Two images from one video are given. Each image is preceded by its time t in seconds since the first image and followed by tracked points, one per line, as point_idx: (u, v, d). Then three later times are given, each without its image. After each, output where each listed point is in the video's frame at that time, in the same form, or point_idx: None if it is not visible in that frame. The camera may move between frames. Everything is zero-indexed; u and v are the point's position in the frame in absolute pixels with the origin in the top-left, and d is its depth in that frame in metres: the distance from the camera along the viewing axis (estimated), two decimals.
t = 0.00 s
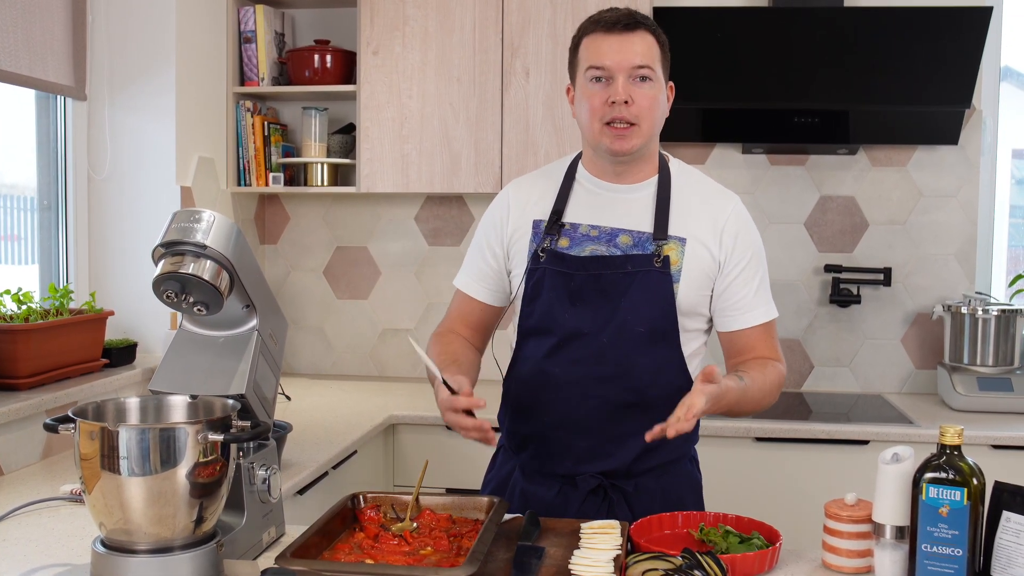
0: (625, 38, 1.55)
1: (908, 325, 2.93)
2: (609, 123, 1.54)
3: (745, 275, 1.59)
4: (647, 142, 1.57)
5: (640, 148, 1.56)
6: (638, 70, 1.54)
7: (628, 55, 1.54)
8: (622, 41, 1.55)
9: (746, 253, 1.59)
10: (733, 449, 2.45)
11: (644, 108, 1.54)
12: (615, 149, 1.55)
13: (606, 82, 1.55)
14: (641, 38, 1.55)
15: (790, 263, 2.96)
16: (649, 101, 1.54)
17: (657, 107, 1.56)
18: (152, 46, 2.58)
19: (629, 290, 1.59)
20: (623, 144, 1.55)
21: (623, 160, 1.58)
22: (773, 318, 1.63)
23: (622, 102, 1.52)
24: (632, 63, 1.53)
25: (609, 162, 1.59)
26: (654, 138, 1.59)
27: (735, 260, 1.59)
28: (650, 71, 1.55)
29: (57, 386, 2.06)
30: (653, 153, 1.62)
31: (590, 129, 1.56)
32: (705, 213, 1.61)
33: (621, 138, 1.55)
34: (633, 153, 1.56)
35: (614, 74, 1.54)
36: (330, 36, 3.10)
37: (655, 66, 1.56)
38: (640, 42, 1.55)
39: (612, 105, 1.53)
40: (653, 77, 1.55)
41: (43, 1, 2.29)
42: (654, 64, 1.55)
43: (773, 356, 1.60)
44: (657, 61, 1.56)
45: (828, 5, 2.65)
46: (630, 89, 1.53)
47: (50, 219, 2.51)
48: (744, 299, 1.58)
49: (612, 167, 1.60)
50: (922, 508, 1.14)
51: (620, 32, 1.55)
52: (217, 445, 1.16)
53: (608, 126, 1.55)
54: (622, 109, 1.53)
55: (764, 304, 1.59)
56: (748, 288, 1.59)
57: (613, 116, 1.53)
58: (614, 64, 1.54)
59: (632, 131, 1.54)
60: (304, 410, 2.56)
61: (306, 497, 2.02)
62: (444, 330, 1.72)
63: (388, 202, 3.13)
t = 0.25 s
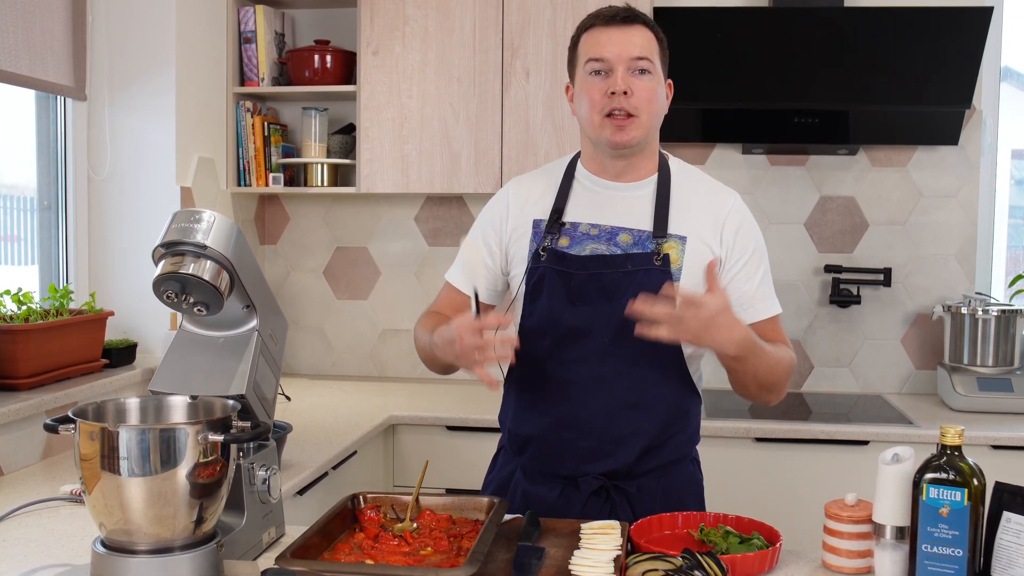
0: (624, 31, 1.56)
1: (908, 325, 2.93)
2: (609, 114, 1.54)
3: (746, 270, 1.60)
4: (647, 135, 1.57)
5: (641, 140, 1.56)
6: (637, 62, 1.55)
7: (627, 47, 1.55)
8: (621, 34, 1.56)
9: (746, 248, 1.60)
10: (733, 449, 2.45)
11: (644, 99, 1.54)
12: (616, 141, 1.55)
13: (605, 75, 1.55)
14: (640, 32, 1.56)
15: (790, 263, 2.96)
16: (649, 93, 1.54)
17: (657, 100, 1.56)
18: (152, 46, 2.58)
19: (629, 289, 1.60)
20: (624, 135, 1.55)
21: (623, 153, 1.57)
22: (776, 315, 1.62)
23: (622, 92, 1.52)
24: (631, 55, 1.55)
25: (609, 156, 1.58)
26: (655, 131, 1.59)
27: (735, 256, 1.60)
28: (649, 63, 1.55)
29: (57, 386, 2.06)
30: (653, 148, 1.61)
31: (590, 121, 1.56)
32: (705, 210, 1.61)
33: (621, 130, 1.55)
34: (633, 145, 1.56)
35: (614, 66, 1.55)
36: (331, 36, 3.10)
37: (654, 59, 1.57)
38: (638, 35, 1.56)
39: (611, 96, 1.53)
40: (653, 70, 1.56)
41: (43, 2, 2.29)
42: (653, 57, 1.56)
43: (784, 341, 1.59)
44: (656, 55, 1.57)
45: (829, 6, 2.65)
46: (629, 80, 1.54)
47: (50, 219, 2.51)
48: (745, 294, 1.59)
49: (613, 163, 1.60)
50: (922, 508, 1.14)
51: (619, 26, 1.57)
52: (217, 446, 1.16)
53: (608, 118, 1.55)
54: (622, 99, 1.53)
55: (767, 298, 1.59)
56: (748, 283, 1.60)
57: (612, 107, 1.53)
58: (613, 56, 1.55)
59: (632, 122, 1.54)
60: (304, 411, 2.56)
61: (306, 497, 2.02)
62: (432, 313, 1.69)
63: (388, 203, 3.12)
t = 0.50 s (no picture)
0: (622, 43, 1.54)
1: (907, 326, 2.93)
2: (610, 129, 1.55)
3: (746, 274, 1.59)
4: (647, 145, 1.58)
5: (641, 152, 1.57)
6: (636, 75, 1.54)
7: (626, 60, 1.54)
8: (619, 46, 1.54)
9: (745, 253, 1.59)
10: (732, 449, 2.45)
11: (644, 112, 1.54)
12: (616, 154, 1.56)
13: (604, 88, 1.55)
14: (638, 42, 1.55)
15: (790, 264, 2.96)
16: (648, 106, 1.54)
17: (656, 110, 1.56)
18: (152, 46, 2.59)
19: (628, 290, 1.59)
20: (624, 149, 1.55)
21: (624, 164, 1.58)
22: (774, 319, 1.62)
23: (621, 108, 1.52)
24: (630, 69, 1.53)
25: (610, 165, 1.59)
26: (654, 140, 1.60)
27: (734, 260, 1.59)
28: (648, 76, 1.54)
29: (57, 387, 2.06)
30: (653, 154, 1.63)
31: (590, 135, 1.57)
32: (706, 213, 1.61)
33: (622, 143, 1.55)
34: (634, 157, 1.57)
35: (612, 80, 1.54)
36: (331, 36, 3.11)
37: (653, 70, 1.55)
38: (637, 47, 1.54)
39: (611, 112, 1.53)
40: (652, 82, 1.55)
41: (43, 2, 2.29)
42: (653, 68, 1.55)
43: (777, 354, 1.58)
44: (655, 65, 1.56)
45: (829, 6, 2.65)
46: (629, 95, 1.53)
47: (50, 220, 2.51)
48: (743, 298, 1.58)
49: (613, 171, 1.61)
50: (922, 508, 1.14)
51: (617, 37, 1.55)
52: (217, 446, 1.16)
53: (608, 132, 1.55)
54: (623, 115, 1.53)
55: (765, 303, 1.59)
56: (747, 288, 1.58)
57: (612, 122, 1.54)
58: (612, 71, 1.54)
59: (632, 135, 1.55)
60: (303, 411, 2.57)
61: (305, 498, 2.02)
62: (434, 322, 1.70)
63: (388, 203, 3.13)
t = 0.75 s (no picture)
0: (617, 43, 1.54)
1: (907, 326, 2.94)
2: (605, 128, 1.55)
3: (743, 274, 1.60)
4: (642, 146, 1.58)
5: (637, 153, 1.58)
6: (631, 74, 1.54)
7: (621, 60, 1.54)
8: (614, 46, 1.55)
9: (743, 254, 1.61)
10: (732, 450, 2.45)
11: (638, 113, 1.54)
12: (611, 155, 1.56)
13: (599, 88, 1.55)
14: (633, 42, 1.55)
15: (789, 264, 2.96)
16: (644, 106, 1.55)
17: (651, 111, 1.57)
18: (152, 47, 2.59)
19: (626, 292, 1.60)
20: (620, 149, 1.56)
21: (619, 165, 1.59)
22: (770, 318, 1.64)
23: (616, 109, 1.52)
24: (625, 69, 1.54)
25: (605, 166, 1.60)
26: (650, 141, 1.60)
27: (732, 261, 1.61)
28: (643, 76, 1.55)
29: (57, 387, 2.06)
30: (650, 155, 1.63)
31: (585, 135, 1.57)
32: (704, 214, 1.62)
33: (617, 144, 1.56)
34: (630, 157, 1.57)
35: (607, 80, 1.54)
36: (330, 37, 3.11)
37: (647, 69, 1.56)
38: (631, 47, 1.55)
39: (605, 112, 1.53)
40: (646, 82, 1.55)
41: (43, 3, 2.29)
42: (647, 67, 1.55)
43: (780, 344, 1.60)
44: (650, 65, 1.56)
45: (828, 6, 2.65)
46: (623, 95, 1.53)
47: (50, 220, 2.51)
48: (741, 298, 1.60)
49: (609, 172, 1.61)
50: (920, 509, 1.15)
51: (611, 38, 1.55)
52: (217, 446, 1.16)
53: (603, 133, 1.56)
54: (618, 115, 1.53)
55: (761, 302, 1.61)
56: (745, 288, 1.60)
57: (607, 123, 1.54)
58: (606, 70, 1.54)
59: (628, 136, 1.55)
60: (303, 411, 2.57)
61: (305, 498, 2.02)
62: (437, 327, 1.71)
63: (388, 204, 3.13)
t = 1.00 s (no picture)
0: (577, 74, 1.44)
1: (906, 326, 2.94)
2: (570, 161, 1.48)
3: (741, 273, 1.57)
4: (613, 172, 1.51)
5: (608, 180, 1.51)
6: (592, 109, 1.44)
7: (581, 94, 1.44)
8: (574, 78, 1.44)
9: (742, 251, 1.58)
10: (731, 450, 2.46)
11: (602, 146, 1.46)
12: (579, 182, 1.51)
13: (561, 121, 1.47)
14: (599, 71, 1.44)
15: (788, 264, 2.97)
16: (610, 138, 1.47)
17: (622, 139, 1.48)
18: (151, 47, 2.59)
19: (625, 291, 1.59)
20: (588, 179, 1.50)
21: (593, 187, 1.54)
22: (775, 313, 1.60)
23: (576, 146, 1.46)
24: (588, 104, 1.43)
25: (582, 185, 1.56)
26: (627, 163, 1.53)
27: (731, 260, 1.58)
28: (607, 108, 1.44)
29: (57, 387, 2.06)
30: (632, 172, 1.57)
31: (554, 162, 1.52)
32: (702, 212, 1.60)
33: (583, 174, 1.50)
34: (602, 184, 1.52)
35: (567, 115, 1.45)
36: (330, 37, 3.11)
37: (615, 99, 1.45)
38: (593, 79, 1.44)
39: (566, 148, 1.47)
40: (614, 111, 1.45)
41: (43, 3, 2.29)
42: (613, 97, 1.44)
43: (781, 347, 1.56)
44: (617, 92, 1.45)
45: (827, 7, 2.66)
46: (584, 131, 1.45)
47: (50, 220, 2.51)
48: (742, 297, 1.56)
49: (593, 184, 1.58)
50: (918, 509, 1.15)
51: (576, 67, 1.44)
52: (217, 446, 1.16)
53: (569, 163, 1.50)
54: (580, 150, 1.46)
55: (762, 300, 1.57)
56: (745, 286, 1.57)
57: (570, 157, 1.48)
58: (566, 106, 1.45)
59: (594, 167, 1.48)
60: (303, 411, 2.57)
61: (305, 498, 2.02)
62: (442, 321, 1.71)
63: (387, 204, 3.13)
